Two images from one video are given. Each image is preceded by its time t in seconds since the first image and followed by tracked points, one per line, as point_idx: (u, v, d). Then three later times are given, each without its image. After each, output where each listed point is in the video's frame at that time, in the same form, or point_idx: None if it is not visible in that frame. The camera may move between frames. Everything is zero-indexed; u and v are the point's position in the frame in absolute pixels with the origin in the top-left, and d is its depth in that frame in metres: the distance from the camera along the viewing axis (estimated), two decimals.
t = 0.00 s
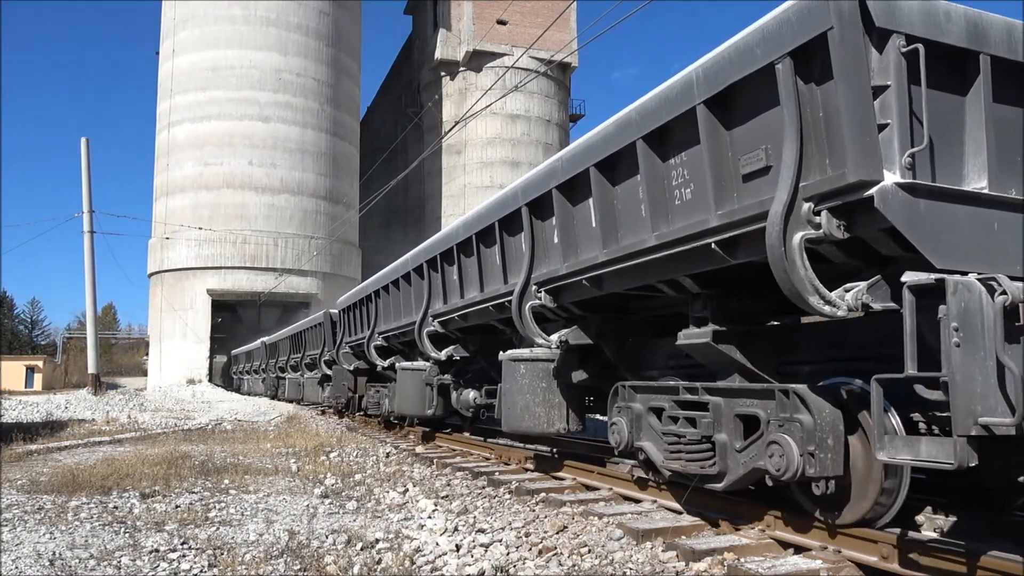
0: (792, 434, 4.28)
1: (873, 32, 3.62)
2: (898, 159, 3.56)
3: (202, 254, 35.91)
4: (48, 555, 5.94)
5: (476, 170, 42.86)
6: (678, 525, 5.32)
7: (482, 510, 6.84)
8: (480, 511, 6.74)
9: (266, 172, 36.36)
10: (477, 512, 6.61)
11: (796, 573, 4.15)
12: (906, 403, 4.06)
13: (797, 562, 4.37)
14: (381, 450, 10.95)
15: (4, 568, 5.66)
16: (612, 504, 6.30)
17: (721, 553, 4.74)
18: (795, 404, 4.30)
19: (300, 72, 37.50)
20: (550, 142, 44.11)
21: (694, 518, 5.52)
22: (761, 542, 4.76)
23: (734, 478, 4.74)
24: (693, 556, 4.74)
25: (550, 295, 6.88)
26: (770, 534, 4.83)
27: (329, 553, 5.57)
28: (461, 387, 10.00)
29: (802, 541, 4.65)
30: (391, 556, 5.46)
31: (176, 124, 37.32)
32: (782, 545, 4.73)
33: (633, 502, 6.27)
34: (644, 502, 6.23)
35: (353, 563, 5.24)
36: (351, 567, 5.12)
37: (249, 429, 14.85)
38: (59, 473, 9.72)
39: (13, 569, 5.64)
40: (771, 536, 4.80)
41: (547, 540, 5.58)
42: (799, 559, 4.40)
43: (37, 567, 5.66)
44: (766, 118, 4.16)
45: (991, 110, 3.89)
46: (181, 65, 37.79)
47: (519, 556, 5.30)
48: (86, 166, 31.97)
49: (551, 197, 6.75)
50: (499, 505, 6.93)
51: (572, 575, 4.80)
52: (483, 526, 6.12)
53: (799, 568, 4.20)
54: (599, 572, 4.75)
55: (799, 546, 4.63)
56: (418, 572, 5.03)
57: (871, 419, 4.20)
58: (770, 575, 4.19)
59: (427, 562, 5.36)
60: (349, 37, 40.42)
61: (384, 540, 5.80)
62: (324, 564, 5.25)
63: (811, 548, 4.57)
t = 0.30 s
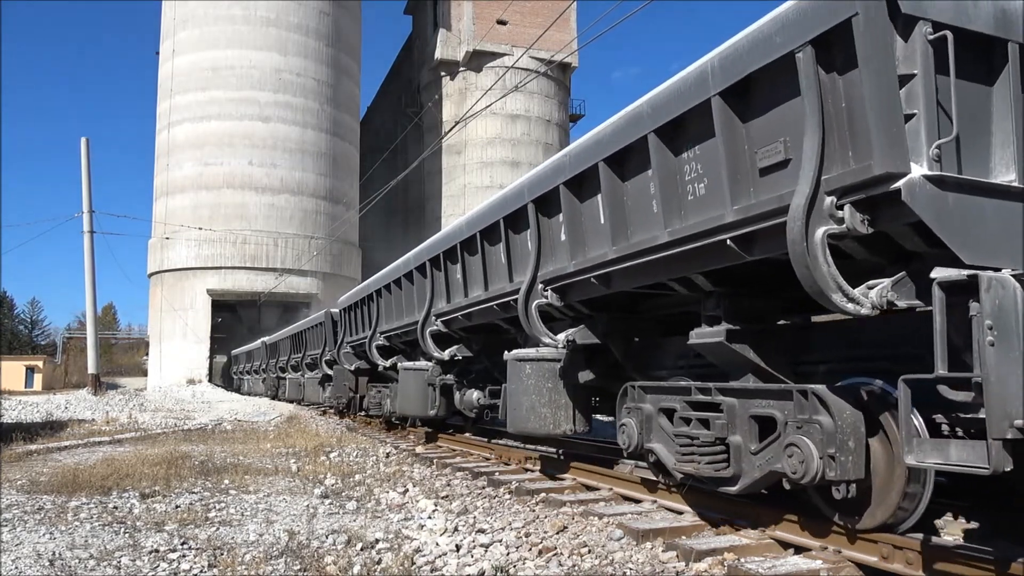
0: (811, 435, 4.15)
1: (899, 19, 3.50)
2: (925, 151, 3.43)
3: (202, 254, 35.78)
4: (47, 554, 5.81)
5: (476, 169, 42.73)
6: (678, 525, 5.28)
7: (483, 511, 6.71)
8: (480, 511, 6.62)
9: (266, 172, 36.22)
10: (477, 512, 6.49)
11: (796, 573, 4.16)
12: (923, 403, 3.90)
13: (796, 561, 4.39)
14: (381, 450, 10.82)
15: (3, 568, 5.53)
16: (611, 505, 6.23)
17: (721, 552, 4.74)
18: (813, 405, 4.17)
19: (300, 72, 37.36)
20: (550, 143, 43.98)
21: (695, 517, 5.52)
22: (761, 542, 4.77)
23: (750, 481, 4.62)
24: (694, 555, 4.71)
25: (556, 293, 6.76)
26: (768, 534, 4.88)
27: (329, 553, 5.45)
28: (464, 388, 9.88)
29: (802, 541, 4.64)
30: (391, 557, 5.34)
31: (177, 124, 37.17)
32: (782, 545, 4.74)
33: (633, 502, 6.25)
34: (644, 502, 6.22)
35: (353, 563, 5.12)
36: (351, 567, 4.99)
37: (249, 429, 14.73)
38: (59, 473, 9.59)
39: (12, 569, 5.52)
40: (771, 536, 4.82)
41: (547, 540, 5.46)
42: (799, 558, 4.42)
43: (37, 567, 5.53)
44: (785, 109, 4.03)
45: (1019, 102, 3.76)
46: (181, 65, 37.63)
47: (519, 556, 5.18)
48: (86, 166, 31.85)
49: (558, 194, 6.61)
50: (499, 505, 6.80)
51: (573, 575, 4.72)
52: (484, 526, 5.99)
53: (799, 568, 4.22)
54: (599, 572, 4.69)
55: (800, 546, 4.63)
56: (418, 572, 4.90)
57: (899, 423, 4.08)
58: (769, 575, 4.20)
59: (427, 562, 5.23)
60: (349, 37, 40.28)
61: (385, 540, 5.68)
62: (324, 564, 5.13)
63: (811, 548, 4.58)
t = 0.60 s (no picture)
0: (830, 437, 4.01)
1: (925, 5, 3.37)
2: (954, 143, 3.30)
3: (202, 253, 35.63)
4: (48, 554, 5.68)
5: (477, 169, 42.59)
6: (678, 524, 5.17)
7: (483, 511, 6.58)
8: (480, 511, 6.49)
9: (267, 171, 36.08)
10: (477, 512, 6.36)
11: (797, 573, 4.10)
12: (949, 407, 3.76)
13: (796, 561, 4.33)
14: (381, 450, 10.68)
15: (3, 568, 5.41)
16: (611, 505, 6.11)
17: (721, 552, 4.64)
18: (832, 406, 4.03)
19: (300, 72, 37.24)
20: (550, 142, 43.86)
21: (694, 516, 5.42)
22: (761, 542, 4.71)
23: (765, 485, 4.48)
24: (693, 556, 4.62)
25: (564, 292, 6.63)
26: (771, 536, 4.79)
27: (329, 553, 5.32)
28: (468, 388, 9.76)
29: (802, 541, 4.58)
30: (391, 557, 5.21)
31: (177, 124, 37.01)
32: (782, 545, 4.69)
33: (633, 502, 6.14)
34: (643, 502, 6.10)
35: (353, 563, 4.99)
36: (352, 567, 4.86)
37: (249, 430, 14.59)
38: (59, 473, 9.45)
39: (12, 569, 5.39)
40: (771, 536, 4.76)
41: (547, 540, 5.33)
42: (798, 558, 4.36)
43: (37, 567, 5.40)
44: (804, 100, 3.91)
45: None
46: (181, 65, 37.49)
47: (519, 556, 5.05)
48: (86, 166, 31.71)
49: (565, 190, 6.47)
50: (500, 505, 6.67)
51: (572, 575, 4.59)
52: (484, 526, 5.86)
53: (799, 568, 4.16)
54: (599, 572, 4.57)
55: (800, 546, 4.57)
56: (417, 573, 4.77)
57: (924, 426, 3.96)
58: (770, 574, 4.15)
59: (427, 562, 5.09)
60: (349, 36, 40.15)
61: (385, 540, 5.55)
62: (325, 564, 5.00)
63: (810, 548, 4.52)
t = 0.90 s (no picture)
0: (851, 439, 3.90)
1: None
2: (982, 135, 3.17)
3: (202, 253, 35.50)
4: (47, 554, 5.55)
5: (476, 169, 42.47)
6: (677, 524, 5.07)
7: (483, 510, 6.45)
8: (480, 510, 6.37)
9: (267, 171, 35.97)
10: (477, 512, 6.24)
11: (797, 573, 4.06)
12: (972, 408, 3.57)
13: (796, 561, 4.29)
14: (381, 450, 10.56)
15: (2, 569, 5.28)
16: (610, 505, 5.98)
17: (721, 553, 4.55)
18: (853, 406, 3.91)
19: (300, 72, 37.15)
20: (550, 143, 43.75)
21: (695, 516, 5.34)
22: (761, 542, 4.66)
23: (783, 487, 4.38)
24: (694, 556, 4.51)
25: (571, 291, 6.50)
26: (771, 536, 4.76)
27: (329, 553, 5.22)
28: (470, 388, 9.71)
29: (802, 541, 4.55)
30: (392, 557, 5.09)
31: (177, 124, 36.90)
32: (782, 545, 4.66)
33: (633, 503, 6.04)
34: (643, 502, 6.00)
35: (353, 563, 4.88)
36: (351, 567, 4.75)
37: (249, 430, 14.47)
38: (59, 473, 9.32)
39: (12, 569, 5.26)
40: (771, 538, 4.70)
41: (547, 540, 5.21)
42: (799, 558, 4.32)
43: (37, 567, 5.27)
44: (822, 91, 3.79)
45: None
46: (181, 65, 37.35)
47: (518, 556, 4.92)
48: (86, 166, 31.60)
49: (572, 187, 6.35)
50: (499, 505, 6.54)
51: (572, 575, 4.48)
52: (483, 526, 5.74)
53: (799, 568, 4.12)
54: (598, 572, 4.46)
55: (799, 547, 4.54)
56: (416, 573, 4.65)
57: (950, 429, 3.81)
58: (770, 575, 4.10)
59: (427, 563, 4.97)
60: (349, 36, 40.03)
61: (385, 540, 5.43)
62: (325, 564, 4.87)
63: (810, 548, 4.49)
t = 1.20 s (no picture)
0: (869, 442, 3.79)
1: None
2: (1010, 125, 3.10)
3: (202, 253, 35.68)
4: (48, 555, 5.73)
5: (476, 170, 42.63)
6: (677, 525, 5.21)
7: (483, 511, 6.64)
8: (480, 511, 6.55)
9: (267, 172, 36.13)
10: (477, 512, 6.41)
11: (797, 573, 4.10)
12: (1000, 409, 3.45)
13: (797, 561, 4.33)
14: (381, 450, 10.73)
15: (2, 569, 5.46)
16: (611, 505, 6.15)
17: (721, 553, 4.68)
18: (871, 407, 3.81)
19: (300, 72, 37.30)
20: (550, 143, 43.91)
21: (695, 516, 5.46)
22: (761, 542, 4.74)
23: (796, 490, 4.26)
24: (693, 556, 4.65)
25: (576, 288, 6.49)
26: (768, 535, 4.85)
27: (329, 553, 5.39)
28: (473, 388, 9.84)
29: (802, 542, 4.60)
30: (391, 557, 5.27)
31: (176, 124, 37.07)
32: (783, 545, 4.71)
33: (633, 503, 6.19)
34: (643, 502, 6.16)
35: (353, 563, 5.06)
36: (351, 567, 4.92)
37: (249, 429, 14.64)
38: (59, 473, 9.49)
39: (11, 569, 5.44)
40: (770, 537, 4.80)
41: (547, 540, 5.38)
42: (799, 558, 4.36)
43: (36, 567, 5.45)
44: (841, 84, 3.74)
45: None
46: (181, 65, 37.52)
47: (519, 556, 5.10)
48: (86, 166, 31.77)
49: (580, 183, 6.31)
50: (499, 505, 6.72)
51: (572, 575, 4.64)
52: (484, 526, 5.91)
53: (799, 568, 4.16)
54: (598, 572, 4.62)
55: (799, 547, 4.59)
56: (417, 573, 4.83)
57: (972, 431, 3.70)
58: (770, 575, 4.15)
59: (428, 562, 5.14)
60: (348, 37, 40.18)
61: (385, 540, 5.61)
62: (325, 564, 5.05)
63: (810, 549, 4.53)
